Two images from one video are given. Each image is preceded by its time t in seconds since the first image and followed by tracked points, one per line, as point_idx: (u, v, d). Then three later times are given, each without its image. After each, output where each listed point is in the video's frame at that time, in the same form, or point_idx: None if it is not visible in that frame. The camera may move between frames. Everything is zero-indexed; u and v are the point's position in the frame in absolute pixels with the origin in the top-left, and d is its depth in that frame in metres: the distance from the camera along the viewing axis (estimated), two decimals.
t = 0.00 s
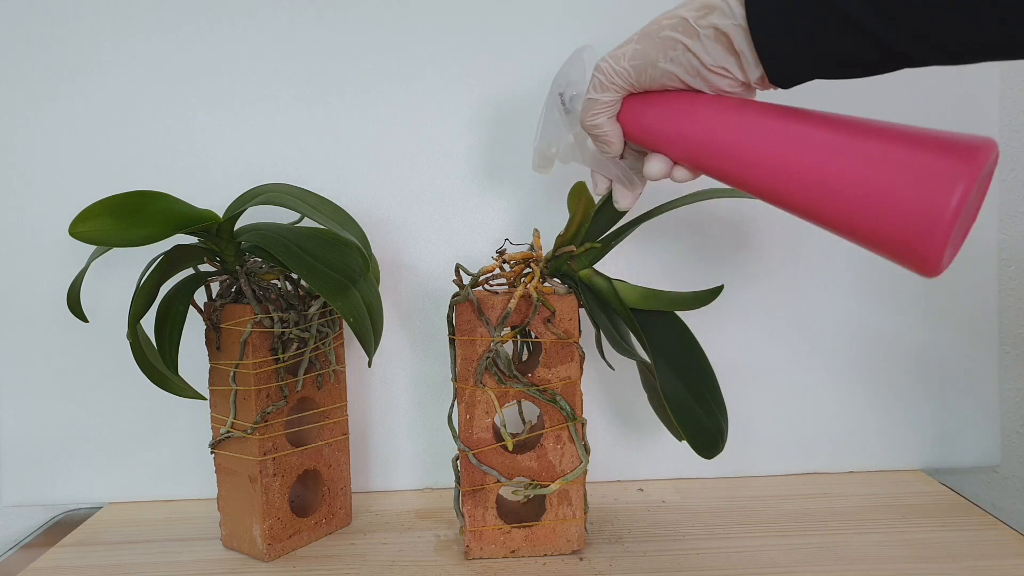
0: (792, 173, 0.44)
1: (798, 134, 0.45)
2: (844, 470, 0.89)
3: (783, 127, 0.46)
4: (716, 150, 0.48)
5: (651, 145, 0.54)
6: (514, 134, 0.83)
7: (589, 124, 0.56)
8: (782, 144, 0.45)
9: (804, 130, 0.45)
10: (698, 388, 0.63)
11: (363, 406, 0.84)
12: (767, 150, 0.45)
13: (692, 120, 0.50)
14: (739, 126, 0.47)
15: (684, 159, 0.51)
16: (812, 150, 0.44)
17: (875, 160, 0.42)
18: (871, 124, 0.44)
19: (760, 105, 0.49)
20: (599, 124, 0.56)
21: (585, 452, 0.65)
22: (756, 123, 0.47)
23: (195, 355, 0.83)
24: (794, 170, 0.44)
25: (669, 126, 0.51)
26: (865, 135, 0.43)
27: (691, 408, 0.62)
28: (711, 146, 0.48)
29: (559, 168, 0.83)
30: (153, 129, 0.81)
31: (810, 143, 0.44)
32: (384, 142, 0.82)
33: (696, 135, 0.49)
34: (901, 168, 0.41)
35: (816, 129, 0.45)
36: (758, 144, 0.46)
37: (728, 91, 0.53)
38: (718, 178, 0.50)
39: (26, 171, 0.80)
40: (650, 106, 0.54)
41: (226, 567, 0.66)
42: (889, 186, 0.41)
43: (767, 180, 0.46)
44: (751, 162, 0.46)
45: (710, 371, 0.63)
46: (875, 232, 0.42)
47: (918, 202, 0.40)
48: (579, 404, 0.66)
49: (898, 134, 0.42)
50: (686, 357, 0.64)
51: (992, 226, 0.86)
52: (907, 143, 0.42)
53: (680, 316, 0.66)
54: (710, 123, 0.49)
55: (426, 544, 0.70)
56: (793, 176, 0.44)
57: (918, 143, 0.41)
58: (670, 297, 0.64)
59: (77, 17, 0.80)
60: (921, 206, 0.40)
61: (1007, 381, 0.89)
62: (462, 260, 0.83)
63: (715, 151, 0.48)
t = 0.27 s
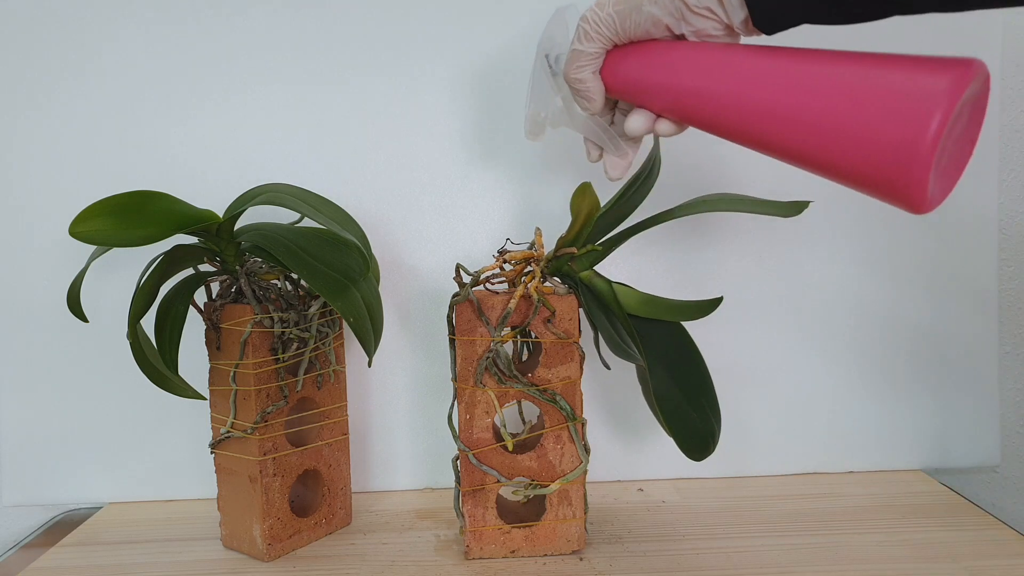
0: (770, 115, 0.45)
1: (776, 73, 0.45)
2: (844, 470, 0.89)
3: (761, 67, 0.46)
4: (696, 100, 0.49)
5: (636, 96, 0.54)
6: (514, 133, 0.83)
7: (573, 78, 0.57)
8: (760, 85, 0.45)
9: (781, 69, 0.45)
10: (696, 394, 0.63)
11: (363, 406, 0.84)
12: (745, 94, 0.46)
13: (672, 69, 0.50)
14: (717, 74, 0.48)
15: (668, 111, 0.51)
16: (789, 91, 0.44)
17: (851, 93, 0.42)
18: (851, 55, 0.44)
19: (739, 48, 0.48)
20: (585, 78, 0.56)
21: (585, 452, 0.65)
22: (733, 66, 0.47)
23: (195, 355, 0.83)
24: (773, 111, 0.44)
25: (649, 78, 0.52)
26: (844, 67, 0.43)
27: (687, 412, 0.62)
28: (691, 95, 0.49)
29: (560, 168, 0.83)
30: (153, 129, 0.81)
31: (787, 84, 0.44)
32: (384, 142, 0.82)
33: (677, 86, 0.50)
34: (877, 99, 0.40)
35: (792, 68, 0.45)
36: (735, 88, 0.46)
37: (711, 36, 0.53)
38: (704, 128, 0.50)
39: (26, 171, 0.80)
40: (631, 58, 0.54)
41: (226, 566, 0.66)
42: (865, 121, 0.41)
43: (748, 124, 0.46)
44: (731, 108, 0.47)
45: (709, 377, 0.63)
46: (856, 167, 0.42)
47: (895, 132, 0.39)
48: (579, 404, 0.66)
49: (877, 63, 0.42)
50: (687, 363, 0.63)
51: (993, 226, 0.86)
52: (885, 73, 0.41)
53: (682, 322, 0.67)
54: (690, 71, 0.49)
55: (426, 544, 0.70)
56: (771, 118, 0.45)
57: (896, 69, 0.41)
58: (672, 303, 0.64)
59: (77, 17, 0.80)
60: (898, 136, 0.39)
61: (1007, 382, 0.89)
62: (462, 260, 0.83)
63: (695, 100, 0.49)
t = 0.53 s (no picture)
0: (762, 88, 0.45)
1: (762, 47, 0.46)
2: (844, 470, 0.89)
3: (746, 44, 0.46)
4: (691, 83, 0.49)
5: (636, 89, 0.54)
6: (514, 134, 0.83)
7: (571, 79, 0.56)
8: (748, 60, 0.46)
9: (767, 41, 0.46)
10: (696, 394, 0.63)
11: (363, 406, 0.84)
12: (734, 70, 0.46)
13: (659, 55, 0.51)
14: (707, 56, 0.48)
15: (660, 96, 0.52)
16: (779, 66, 0.44)
17: (839, 57, 0.42)
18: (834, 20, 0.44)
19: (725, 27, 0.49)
20: (583, 78, 0.55)
21: (585, 452, 0.65)
22: (719, 44, 0.48)
23: (195, 355, 0.83)
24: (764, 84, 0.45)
25: (639, 66, 0.52)
26: (828, 32, 0.43)
27: (688, 412, 0.61)
28: (681, 77, 0.49)
29: (559, 168, 0.83)
30: (153, 129, 0.81)
31: (775, 55, 0.45)
32: (384, 142, 0.82)
33: (666, 70, 0.50)
34: (867, 59, 0.41)
35: (777, 39, 0.45)
36: (724, 66, 0.47)
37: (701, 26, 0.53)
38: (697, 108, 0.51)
39: (26, 171, 0.80)
40: (617, 47, 0.54)
41: (226, 566, 0.66)
42: (858, 87, 0.41)
43: (741, 101, 0.47)
44: (722, 85, 0.47)
45: (709, 377, 0.63)
46: (855, 131, 0.42)
47: (889, 90, 0.40)
48: (579, 404, 0.66)
49: (860, 24, 0.42)
50: (687, 363, 0.64)
51: (993, 226, 0.86)
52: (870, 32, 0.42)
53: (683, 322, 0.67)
54: (676, 54, 0.50)
55: (426, 544, 0.70)
56: (764, 91, 0.45)
57: (881, 28, 0.41)
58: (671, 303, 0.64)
59: (77, 17, 0.80)
60: (892, 94, 0.40)
61: (1007, 382, 0.89)
62: (462, 260, 0.83)
63: (686, 81, 0.49)
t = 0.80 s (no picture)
0: (754, 94, 0.45)
1: (756, 53, 0.46)
2: (844, 470, 0.89)
3: (741, 48, 0.47)
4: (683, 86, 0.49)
5: (627, 90, 0.55)
6: (514, 134, 0.83)
7: (564, 80, 0.57)
8: (741, 65, 0.46)
9: (761, 48, 0.46)
10: (697, 394, 0.63)
11: (363, 406, 0.84)
12: (726, 76, 0.47)
13: (654, 61, 0.51)
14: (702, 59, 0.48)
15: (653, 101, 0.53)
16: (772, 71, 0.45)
17: (832, 65, 0.42)
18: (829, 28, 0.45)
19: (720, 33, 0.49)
20: (576, 79, 0.57)
21: (585, 452, 0.65)
22: (713, 50, 0.48)
23: (195, 355, 0.83)
24: (756, 90, 0.45)
25: (633, 70, 0.53)
26: (822, 41, 0.44)
27: (688, 411, 0.61)
28: (674, 82, 0.50)
29: (560, 168, 0.83)
30: (154, 129, 0.81)
31: (769, 61, 0.45)
32: (384, 142, 0.82)
33: (660, 75, 0.51)
34: (859, 67, 0.41)
35: (771, 45, 0.46)
36: (717, 71, 0.47)
37: (696, 27, 0.54)
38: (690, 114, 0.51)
39: (26, 171, 0.80)
40: (614, 51, 0.55)
41: (226, 567, 0.66)
42: (850, 93, 0.42)
43: (732, 107, 0.47)
44: (715, 91, 0.47)
45: (709, 377, 0.64)
46: (844, 138, 0.42)
47: (881, 99, 0.40)
48: (579, 404, 0.66)
49: (854, 33, 0.43)
50: (686, 362, 0.64)
51: (993, 226, 0.86)
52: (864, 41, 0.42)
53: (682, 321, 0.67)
54: (671, 59, 0.50)
55: (426, 544, 0.70)
56: (755, 97, 0.45)
57: (876, 37, 0.42)
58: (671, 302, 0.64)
59: (77, 17, 0.80)
60: (884, 103, 0.40)
61: (1007, 382, 0.89)
62: (462, 260, 0.83)
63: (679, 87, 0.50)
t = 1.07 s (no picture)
0: (754, 115, 0.45)
1: (757, 75, 0.46)
2: (844, 470, 0.89)
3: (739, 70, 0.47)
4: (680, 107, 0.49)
5: (624, 109, 0.54)
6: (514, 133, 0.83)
7: (555, 99, 0.57)
8: (742, 86, 0.46)
9: (762, 70, 0.46)
10: (697, 393, 0.63)
11: (363, 406, 0.84)
12: (728, 96, 0.47)
13: (654, 78, 0.51)
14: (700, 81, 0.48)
15: (653, 120, 0.52)
16: (770, 94, 0.45)
17: (832, 89, 0.42)
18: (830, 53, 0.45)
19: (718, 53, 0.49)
20: (567, 98, 0.57)
21: (585, 452, 0.65)
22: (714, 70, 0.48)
23: (195, 355, 0.83)
24: (757, 112, 0.45)
25: (630, 88, 0.53)
26: (823, 65, 0.44)
27: (688, 411, 0.61)
28: (674, 102, 0.50)
29: (559, 168, 0.83)
30: (153, 129, 0.81)
31: (770, 83, 0.45)
32: (384, 142, 0.82)
33: (661, 93, 0.50)
34: (859, 91, 0.41)
35: (772, 68, 0.46)
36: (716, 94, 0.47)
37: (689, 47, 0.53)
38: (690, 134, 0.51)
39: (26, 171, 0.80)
40: (612, 70, 0.54)
41: (226, 567, 0.66)
42: (848, 117, 0.42)
43: (730, 129, 0.47)
44: (715, 111, 0.47)
45: (709, 377, 0.64)
46: (842, 162, 0.42)
47: (880, 123, 0.40)
48: (579, 404, 0.66)
49: (855, 59, 0.43)
50: (687, 362, 0.64)
51: (992, 226, 0.86)
52: (865, 66, 0.42)
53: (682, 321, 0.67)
54: (672, 78, 0.50)
55: (426, 544, 0.70)
56: (755, 121, 0.45)
57: (875, 62, 0.42)
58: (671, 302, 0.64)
59: (77, 17, 0.80)
60: (882, 126, 0.40)
61: (1007, 382, 0.89)
62: (462, 260, 0.83)
63: (679, 106, 0.49)
